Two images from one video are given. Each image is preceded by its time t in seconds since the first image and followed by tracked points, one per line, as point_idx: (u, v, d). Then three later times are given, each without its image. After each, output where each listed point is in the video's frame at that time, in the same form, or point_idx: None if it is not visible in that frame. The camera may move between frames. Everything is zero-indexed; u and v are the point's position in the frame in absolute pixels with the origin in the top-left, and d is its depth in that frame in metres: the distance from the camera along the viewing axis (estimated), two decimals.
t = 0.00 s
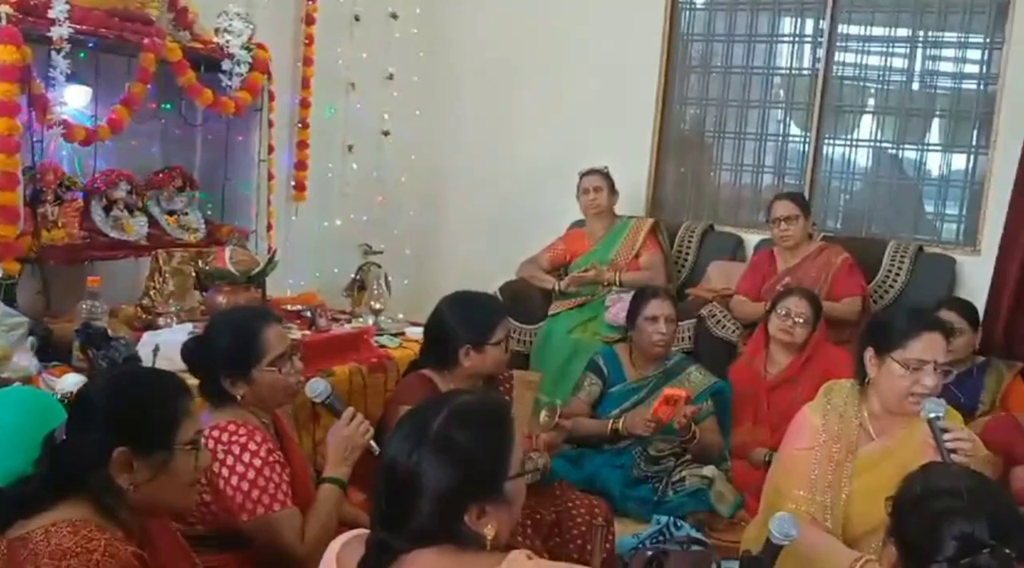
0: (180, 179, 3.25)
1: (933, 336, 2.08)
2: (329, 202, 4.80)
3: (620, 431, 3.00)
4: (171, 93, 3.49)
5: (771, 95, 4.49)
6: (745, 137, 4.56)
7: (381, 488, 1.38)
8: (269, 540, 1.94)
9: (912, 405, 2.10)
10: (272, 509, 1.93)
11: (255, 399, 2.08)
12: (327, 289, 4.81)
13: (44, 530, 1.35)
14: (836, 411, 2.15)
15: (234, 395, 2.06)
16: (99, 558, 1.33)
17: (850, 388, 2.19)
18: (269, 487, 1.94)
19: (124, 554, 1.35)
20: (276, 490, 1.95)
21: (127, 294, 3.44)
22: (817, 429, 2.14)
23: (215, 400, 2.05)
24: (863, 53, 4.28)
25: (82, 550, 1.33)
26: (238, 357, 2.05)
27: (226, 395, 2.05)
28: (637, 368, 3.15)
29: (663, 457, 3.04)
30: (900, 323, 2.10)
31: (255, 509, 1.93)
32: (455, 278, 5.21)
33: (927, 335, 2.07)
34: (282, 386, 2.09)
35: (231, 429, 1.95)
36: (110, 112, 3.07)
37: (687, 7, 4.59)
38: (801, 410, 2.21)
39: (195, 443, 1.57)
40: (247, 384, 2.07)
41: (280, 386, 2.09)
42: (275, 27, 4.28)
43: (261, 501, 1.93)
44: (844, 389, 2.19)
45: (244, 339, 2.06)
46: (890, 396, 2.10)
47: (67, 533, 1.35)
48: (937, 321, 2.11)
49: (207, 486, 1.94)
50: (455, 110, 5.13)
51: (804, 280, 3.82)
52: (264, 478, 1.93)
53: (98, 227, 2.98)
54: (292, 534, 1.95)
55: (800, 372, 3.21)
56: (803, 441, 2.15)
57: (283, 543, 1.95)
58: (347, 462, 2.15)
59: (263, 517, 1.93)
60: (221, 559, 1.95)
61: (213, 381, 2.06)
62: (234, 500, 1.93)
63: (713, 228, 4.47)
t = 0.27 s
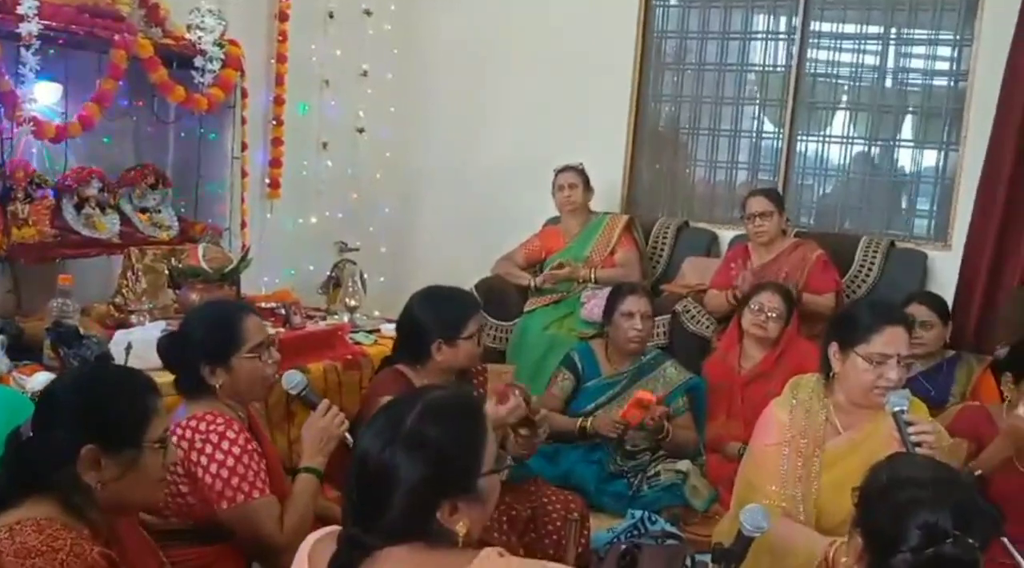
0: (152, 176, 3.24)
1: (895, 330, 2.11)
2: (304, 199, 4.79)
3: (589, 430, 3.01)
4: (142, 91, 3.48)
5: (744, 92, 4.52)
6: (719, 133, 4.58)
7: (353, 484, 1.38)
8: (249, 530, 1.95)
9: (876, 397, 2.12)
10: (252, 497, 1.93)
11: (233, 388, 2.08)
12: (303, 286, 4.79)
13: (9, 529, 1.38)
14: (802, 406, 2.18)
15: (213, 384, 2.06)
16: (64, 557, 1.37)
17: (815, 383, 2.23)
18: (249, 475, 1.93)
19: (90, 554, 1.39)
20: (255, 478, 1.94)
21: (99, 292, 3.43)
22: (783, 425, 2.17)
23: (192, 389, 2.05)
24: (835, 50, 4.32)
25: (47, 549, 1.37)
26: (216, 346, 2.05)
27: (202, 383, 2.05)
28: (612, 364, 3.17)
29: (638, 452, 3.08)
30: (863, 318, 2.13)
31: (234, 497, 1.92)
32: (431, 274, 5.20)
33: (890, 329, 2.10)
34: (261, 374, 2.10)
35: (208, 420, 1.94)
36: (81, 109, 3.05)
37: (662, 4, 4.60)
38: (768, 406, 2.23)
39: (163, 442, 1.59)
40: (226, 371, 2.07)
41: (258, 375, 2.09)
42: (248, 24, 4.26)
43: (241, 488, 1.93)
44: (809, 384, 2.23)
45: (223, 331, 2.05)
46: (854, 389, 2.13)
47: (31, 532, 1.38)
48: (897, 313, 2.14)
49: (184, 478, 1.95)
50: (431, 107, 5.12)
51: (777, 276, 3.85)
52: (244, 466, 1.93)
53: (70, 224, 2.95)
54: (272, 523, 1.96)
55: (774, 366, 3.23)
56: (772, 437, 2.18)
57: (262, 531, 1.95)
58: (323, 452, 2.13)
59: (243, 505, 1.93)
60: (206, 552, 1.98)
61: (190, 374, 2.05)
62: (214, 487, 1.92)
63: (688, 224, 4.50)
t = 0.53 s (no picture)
0: (124, 173, 3.22)
1: (862, 324, 2.12)
2: (277, 196, 4.78)
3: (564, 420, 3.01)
4: (113, 87, 3.48)
5: (718, 88, 4.54)
6: (693, 129, 4.60)
7: (320, 484, 1.36)
8: (229, 518, 1.96)
9: (844, 392, 2.14)
10: (231, 485, 1.95)
11: (208, 380, 2.07)
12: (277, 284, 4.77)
13: None
14: (770, 400, 2.19)
15: (190, 374, 2.05)
16: (34, 548, 1.37)
17: (784, 377, 2.25)
18: (228, 463, 1.95)
19: (61, 547, 1.40)
20: (234, 466, 1.96)
21: (70, 290, 3.40)
22: (754, 420, 2.17)
23: (168, 377, 2.04)
24: (807, 47, 4.34)
25: (17, 540, 1.37)
26: (191, 339, 2.04)
27: (179, 376, 2.05)
28: (580, 359, 3.17)
29: (609, 449, 3.08)
30: (830, 313, 2.15)
31: (214, 484, 1.94)
32: (405, 271, 5.18)
33: (857, 323, 2.12)
34: (237, 365, 2.09)
35: (185, 409, 1.96)
36: (50, 105, 3.02)
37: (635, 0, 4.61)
38: (738, 401, 2.23)
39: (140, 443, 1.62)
40: (203, 361, 2.06)
41: (235, 366, 2.08)
42: (220, 20, 4.24)
43: (220, 476, 1.94)
44: (778, 379, 2.24)
45: (200, 323, 2.05)
46: (822, 381, 2.15)
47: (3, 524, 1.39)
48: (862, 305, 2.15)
49: (161, 466, 1.95)
50: (404, 103, 5.10)
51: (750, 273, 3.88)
52: (223, 454, 1.95)
53: (40, 222, 2.92)
54: (252, 510, 1.97)
55: (747, 361, 3.25)
56: (742, 431, 2.17)
57: (243, 519, 1.96)
58: (298, 444, 2.16)
59: (223, 492, 1.94)
60: (178, 546, 1.93)
61: (165, 364, 2.05)
62: (193, 476, 1.93)
63: (662, 220, 4.52)
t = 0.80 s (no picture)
0: (99, 171, 3.20)
1: (843, 318, 2.14)
2: (255, 194, 4.75)
3: (537, 424, 3.05)
4: (87, 84, 3.45)
5: (695, 86, 4.55)
6: (671, 127, 4.62)
7: (299, 484, 1.36)
8: (207, 515, 1.94)
9: (823, 384, 2.15)
10: (211, 479, 1.93)
11: (186, 376, 2.06)
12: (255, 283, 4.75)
13: None
14: (750, 394, 2.21)
15: (167, 369, 2.04)
16: (24, 553, 1.37)
17: (764, 371, 2.26)
18: (207, 457, 1.94)
19: (51, 550, 1.39)
20: (213, 460, 1.95)
21: (44, 290, 3.38)
22: (734, 412, 2.19)
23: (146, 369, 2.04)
24: (784, 45, 4.36)
25: (7, 545, 1.37)
26: (170, 335, 2.04)
27: (159, 375, 2.05)
28: (555, 357, 3.16)
29: (588, 445, 3.10)
30: (810, 307, 2.16)
31: (194, 479, 1.92)
32: (384, 269, 5.18)
33: (839, 317, 2.13)
34: (215, 363, 2.08)
35: (162, 405, 1.95)
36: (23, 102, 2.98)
37: None
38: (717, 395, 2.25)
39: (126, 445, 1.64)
40: (181, 356, 2.05)
41: (212, 363, 2.07)
42: (195, 16, 4.20)
43: (200, 469, 1.93)
44: (758, 373, 2.26)
45: (177, 320, 2.04)
46: (802, 373, 2.16)
47: None
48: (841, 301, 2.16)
49: (139, 464, 1.94)
50: (382, 101, 5.09)
51: (727, 270, 3.89)
52: (202, 449, 1.94)
53: (13, 220, 2.89)
54: (233, 502, 1.95)
55: (726, 357, 3.26)
56: (721, 423, 2.20)
57: (223, 514, 1.94)
58: (277, 439, 2.12)
59: (203, 486, 1.93)
60: (158, 543, 1.96)
61: (142, 358, 2.05)
62: (172, 470, 1.92)
63: (640, 217, 4.53)
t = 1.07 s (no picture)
0: (73, 168, 3.18)
1: (835, 316, 2.15)
2: (231, 191, 4.74)
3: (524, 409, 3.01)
4: (62, 82, 3.43)
5: (673, 84, 4.57)
6: (649, 125, 4.63)
7: (281, 476, 1.37)
8: (182, 518, 1.94)
9: (813, 379, 2.17)
10: (184, 482, 1.93)
11: (158, 376, 2.04)
12: (233, 281, 4.73)
13: None
14: (740, 387, 2.23)
15: (138, 370, 2.03)
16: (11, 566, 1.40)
17: (754, 364, 2.28)
18: (180, 459, 1.94)
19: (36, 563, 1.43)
20: (186, 463, 1.94)
21: (19, 289, 3.35)
22: (721, 404, 2.22)
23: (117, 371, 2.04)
24: (761, 44, 4.39)
25: None
26: (139, 336, 2.02)
27: (132, 376, 2.04)
28: (541, 353, 3.19)
29: (568, 443, 3.08)
30: (801, 302, 2.17)
31: (166, 482, 1.91)
32: (362, 267, 5.16)
33: (832, 314, 2.15)
34: (187, 363, 2.06)
35: (135, 407, 1.93)
36: None
37: None
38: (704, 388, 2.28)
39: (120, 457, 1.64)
40: (152, 357, 2.03)
41: (186, 363, 2.05)
42: (172, 13, 4.18)
43: (172, 473, 1.92)
44: (747, 366, 2.28)
45: (148, 318, 2.03)
46: (791, 371, 2.17)
47: None
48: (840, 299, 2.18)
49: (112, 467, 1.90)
50: (360, 98, 5.07)
51: (707, 266, 3.89)
52: (174, 451, 1.93)
53: None
54: (207, 506, 1.96)
55: (703, 354, 3.28)
56: (708, 415, 2.22)
57: (198, 516, 1.95)
58: (252, 438, 2.13)
59: (175, 489, 1.92)
60: (136, 544, 1.94)
61: (116, 357, 2.04)
62: (144, 474, 1.90)
63: (619, 215, 4.54)
